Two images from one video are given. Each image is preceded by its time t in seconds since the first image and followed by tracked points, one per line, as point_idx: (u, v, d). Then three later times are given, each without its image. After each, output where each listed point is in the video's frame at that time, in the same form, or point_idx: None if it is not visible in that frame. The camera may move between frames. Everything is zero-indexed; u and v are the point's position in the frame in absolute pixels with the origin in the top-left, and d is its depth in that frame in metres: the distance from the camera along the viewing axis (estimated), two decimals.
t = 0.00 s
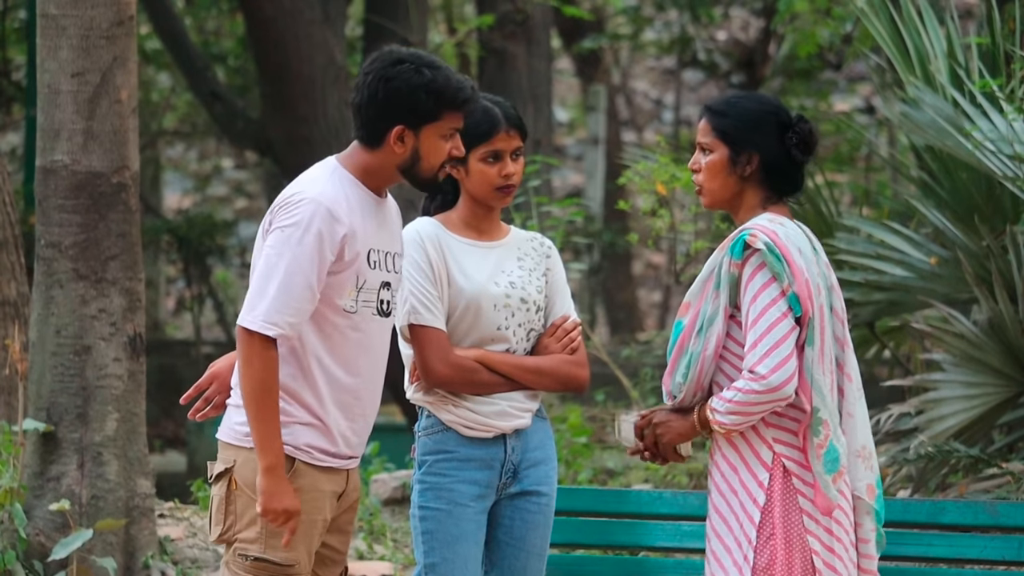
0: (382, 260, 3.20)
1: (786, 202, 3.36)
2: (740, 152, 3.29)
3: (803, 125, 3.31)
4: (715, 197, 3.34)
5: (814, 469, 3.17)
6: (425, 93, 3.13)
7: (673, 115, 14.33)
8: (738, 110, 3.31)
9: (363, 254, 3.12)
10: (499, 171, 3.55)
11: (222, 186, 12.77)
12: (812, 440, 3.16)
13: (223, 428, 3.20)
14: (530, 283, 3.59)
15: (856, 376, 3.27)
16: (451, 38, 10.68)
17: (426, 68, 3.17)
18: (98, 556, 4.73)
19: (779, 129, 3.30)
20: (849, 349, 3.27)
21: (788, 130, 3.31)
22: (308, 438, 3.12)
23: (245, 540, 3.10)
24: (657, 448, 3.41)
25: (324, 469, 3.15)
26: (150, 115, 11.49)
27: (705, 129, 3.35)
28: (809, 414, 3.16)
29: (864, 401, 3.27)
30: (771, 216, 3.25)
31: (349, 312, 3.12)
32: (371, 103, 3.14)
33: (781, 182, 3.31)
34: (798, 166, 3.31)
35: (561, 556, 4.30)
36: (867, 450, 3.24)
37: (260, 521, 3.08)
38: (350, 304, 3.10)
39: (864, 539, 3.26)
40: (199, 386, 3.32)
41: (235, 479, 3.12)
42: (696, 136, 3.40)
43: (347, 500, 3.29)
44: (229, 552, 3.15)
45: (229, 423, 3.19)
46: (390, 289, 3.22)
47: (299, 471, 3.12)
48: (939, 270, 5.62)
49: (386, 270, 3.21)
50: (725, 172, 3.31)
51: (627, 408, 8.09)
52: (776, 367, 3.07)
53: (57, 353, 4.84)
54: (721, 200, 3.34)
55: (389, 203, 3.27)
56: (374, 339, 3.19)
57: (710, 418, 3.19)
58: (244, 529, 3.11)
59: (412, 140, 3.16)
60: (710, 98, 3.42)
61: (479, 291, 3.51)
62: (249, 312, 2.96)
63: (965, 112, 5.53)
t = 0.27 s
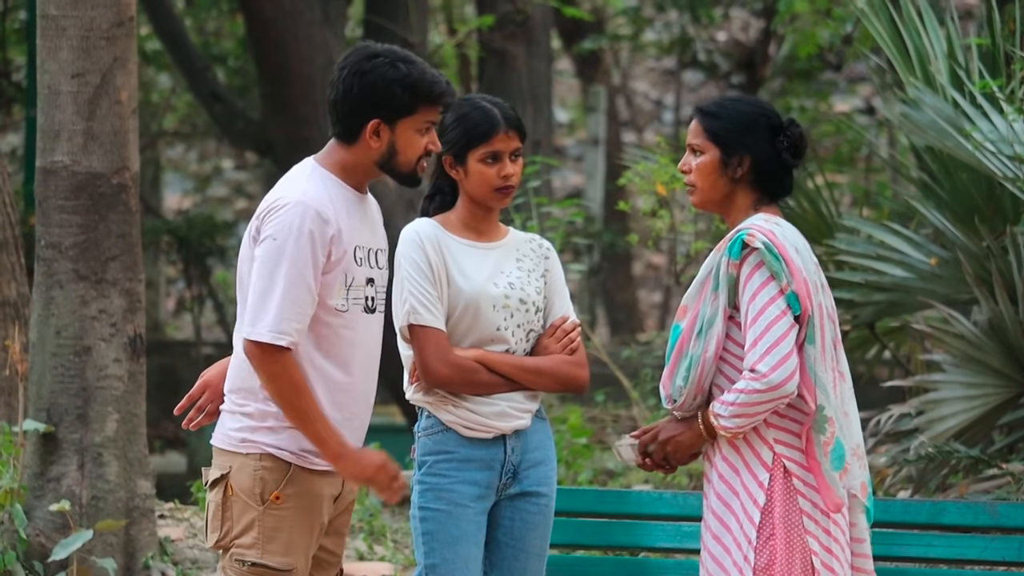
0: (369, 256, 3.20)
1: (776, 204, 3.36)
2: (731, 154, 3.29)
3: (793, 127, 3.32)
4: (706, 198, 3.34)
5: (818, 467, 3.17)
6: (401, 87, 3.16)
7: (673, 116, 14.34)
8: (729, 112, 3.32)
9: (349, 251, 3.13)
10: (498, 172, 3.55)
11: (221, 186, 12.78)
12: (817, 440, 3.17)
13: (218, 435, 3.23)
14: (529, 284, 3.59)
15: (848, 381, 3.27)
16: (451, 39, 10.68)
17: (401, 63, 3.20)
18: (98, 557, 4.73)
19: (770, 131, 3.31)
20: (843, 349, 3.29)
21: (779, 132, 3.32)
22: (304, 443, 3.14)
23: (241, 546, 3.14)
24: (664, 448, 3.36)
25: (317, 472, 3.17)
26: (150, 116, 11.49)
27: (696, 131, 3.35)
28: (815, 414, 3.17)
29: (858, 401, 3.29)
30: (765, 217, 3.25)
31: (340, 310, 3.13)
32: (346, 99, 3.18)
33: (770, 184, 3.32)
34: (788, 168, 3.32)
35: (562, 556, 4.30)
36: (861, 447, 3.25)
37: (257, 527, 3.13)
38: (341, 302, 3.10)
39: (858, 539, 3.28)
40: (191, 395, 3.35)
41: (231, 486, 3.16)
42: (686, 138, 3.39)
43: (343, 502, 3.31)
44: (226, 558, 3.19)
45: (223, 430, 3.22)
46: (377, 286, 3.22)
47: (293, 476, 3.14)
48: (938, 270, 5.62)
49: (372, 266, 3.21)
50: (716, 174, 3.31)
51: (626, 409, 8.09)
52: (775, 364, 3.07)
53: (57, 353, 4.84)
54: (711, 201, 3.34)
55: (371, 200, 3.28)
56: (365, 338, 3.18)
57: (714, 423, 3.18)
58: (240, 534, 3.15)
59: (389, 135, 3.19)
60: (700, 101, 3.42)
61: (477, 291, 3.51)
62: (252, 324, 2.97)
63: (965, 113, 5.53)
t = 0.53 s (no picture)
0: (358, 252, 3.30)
1: (765, 202, 3.36)
2: (720, 154, 3.28)
3: (779, 125, 3.33)
4: (694, 199, 3.33)
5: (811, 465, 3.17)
6: (382, 84, 3.19)
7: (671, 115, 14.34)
8: (715, 112, 3.31)
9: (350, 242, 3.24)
10: (498, 170, 3.54)
11: (220, 184, 12.78)
12: (806, 439, 3.16)
13: (209, 438, 3.24)
14: (527, 282, 3.60)
15: (840, 380, 3.27)
16: (450, 37, 10.67)
17: (382, 61, 3.23)
18: (97, 556, 4.73)
19: (756, 130, 3.30)
20: (835, 347, 3.28)
21: (766, 130, 3.32)
22: (297, 442, 3.18)
23: (240, 548, 3.16)
24: (640, 442, 3.53)
25: (312, 472, 3.22)
26: (149, 114, 11.48)
27: (682, 132, 3.34)
28: (803, 413, 3.17)
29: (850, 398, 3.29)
30: (755, 217, 3.24)
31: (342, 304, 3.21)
32: (327, 97, 3.20)
33: (759, 184, 3.32)
34: (775, 167, 3.32)
35: (560, 555, 4.31)
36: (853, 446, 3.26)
37: (255, 528, 3.15)
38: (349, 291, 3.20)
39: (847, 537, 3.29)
40: (177, 401, 3.34)
41: (226, 489, 3.17)
42: (673, 138, 3.38)
43: (336, 497, 3.35)
44: (222, 561, 3.20)
45: (214, 433, 3.23)
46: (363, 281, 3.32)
47: (291, 476, 3.18)
48: (937, 269, 5.62)
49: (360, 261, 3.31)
50: (705, 175, 3.30)
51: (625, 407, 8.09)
52: (753, 368, 3.07)
53: (56, 352, 4.84)
54: (699, 203, 3.34)
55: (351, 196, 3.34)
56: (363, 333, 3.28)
57: (670, 362, 3.23)
58: (237, 537, 3.17)
59: (369, 131, 3.22)
60: (686, 101, 3.41)
61: (475, 290, 3.52)
62: (328, 323, 3.09)
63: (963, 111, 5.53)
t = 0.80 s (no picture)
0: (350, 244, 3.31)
1: (753, 201, 3.36)
2: (711, 153, 3.28)
3: (770, 126, 3.32)
4: (683, 194, 3.32)
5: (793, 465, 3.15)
6: (369, 84, 3.19)
7: (662, 114, 14.35)
8: (707, 111, 3.30)
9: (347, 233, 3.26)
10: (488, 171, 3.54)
11: (211, 184, 12.76)
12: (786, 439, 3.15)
13: (201, 441, 3.21)
14: (519, 282, 3.59)
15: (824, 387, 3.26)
16: (442, 36, 10.67)
17: (368, 61, 3.23)
18: (87, 554, 4.72)
19: (748, 129, 3.30)
20: (822, 348, 3.26)
21: (757, 130, 3.32)
22: (296, 443, 3.19)
23: (239, 549, 3.15)
24: (642, 469, 3.63)
25: (306, 471, 3.23)
26: (140, 114, 11.46)
27: (673, 129, 3.32)
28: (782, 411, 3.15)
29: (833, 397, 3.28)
30: (744, 214, 3.24)
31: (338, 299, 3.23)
32: (313, 96, 3.19)
33: (749, 182, 3.32)
34: (766, 167, 3.32)
35: (551, 554, 4.30)
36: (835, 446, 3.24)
37: (256, 529, 3.15)
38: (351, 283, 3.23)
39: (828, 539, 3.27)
40: (167, 406, 3.28)
41: (223, 491, 3.15)
42: (664, 135, 3.37)
43: (327, 494, 3.36)
44: (218, 563, 3.18)
45: (206, 435, 3.21)
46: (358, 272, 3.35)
47: (289, 476, 3.19)
48: (927, 268, 5.63)
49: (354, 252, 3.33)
50: (696, 173, 3.30)
51: (616, 406, 8.09)
52: (722, 364, 3.09)
53: (46, 350, 4.82)
54: (690, 200, 3.33)
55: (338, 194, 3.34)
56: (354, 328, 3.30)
57: (635, 357, 3.26)
58: (236, 538, 3.15)
59: (355, 131, 3.21)
60: (678, 97, 3.40)
61: (467, 289, 3.51)
62: (351, 311, 3.12)
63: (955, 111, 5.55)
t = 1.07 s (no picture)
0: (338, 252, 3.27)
1: (742, 201, 3.33)
2: (701, 149, 3.25)
3: (762, 125, 3.28)
4: (672, 189, 3.28)
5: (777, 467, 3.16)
6: (355, 82, 3.16)
7: (642, 113, 14.36)
8: (699, 107, 3.27)
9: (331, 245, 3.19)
10: (471, 170, 3.51)
11: (191, 182, 12.71)
12: (774, 440, 3.16)
13: (185, 437, 3.19)
14: (501, 281, 3.57)
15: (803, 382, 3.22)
16: (422, 35, 10.65)
17: (354, 59, 3.20)
18: (68, 554, 4.70)
19: (739, 127, 3.26)
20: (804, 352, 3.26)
21: (749, 128, 3.27)
22: (282, 443, 3.17)
23: (222, 546, 3.12)
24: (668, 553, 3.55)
25: (292, 471, 3.21)
26: (121, 112, 11.40)
27: (664, 124, 3.30)
28: (774, 413, 3.15)
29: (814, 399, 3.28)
30: (731, 215, 3.20)
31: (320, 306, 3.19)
32: (299, 96, 3.17)
33: (738, 181, 3.29)
34: (756, 166, 3.28)
35: (533, 554, 4.29)
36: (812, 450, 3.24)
37: (239, 527, 3.12)
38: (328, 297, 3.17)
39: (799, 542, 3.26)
40: (152, 401, 3.29)
41: (208, 487, 3.13)
42: (654, 130, 3.34)
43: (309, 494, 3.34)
44: (199, 560, 3.15)
45: (191, 431, 3.19)
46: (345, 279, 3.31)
47: (275, 475, 3.17)
48: (907, 268, 5.63)
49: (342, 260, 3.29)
50: (685, 169, 3.27)
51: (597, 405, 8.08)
52: (726, 372, 3.02)
53: (27, 350, 4.80)
54: (680, 196, 3.31)
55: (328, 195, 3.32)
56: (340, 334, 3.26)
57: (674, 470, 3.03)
58: (219, 535, 3.13)
59: (343, 130, 3.20)
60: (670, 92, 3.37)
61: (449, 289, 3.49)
62: (289, 332, 3.03)
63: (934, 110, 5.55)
